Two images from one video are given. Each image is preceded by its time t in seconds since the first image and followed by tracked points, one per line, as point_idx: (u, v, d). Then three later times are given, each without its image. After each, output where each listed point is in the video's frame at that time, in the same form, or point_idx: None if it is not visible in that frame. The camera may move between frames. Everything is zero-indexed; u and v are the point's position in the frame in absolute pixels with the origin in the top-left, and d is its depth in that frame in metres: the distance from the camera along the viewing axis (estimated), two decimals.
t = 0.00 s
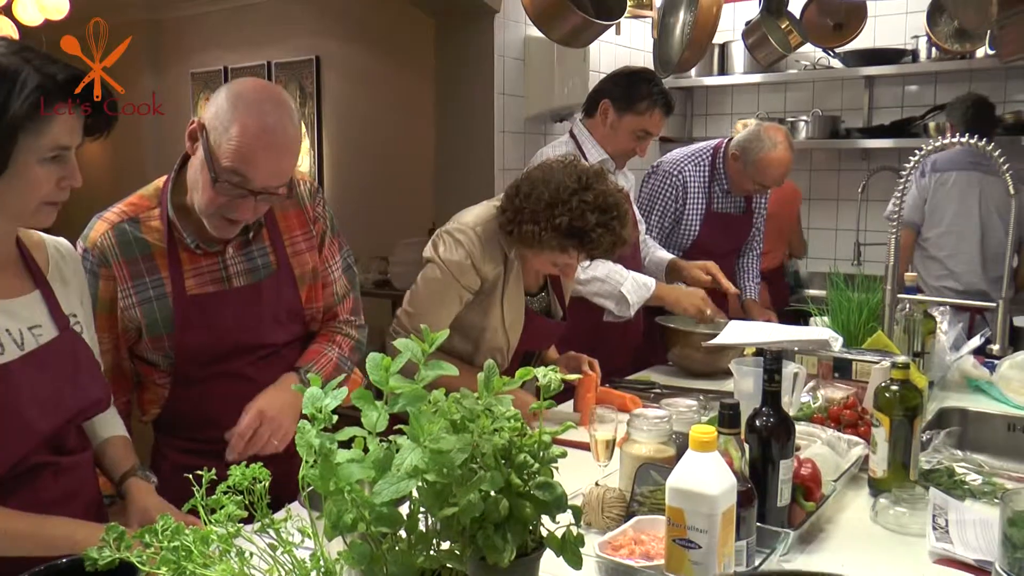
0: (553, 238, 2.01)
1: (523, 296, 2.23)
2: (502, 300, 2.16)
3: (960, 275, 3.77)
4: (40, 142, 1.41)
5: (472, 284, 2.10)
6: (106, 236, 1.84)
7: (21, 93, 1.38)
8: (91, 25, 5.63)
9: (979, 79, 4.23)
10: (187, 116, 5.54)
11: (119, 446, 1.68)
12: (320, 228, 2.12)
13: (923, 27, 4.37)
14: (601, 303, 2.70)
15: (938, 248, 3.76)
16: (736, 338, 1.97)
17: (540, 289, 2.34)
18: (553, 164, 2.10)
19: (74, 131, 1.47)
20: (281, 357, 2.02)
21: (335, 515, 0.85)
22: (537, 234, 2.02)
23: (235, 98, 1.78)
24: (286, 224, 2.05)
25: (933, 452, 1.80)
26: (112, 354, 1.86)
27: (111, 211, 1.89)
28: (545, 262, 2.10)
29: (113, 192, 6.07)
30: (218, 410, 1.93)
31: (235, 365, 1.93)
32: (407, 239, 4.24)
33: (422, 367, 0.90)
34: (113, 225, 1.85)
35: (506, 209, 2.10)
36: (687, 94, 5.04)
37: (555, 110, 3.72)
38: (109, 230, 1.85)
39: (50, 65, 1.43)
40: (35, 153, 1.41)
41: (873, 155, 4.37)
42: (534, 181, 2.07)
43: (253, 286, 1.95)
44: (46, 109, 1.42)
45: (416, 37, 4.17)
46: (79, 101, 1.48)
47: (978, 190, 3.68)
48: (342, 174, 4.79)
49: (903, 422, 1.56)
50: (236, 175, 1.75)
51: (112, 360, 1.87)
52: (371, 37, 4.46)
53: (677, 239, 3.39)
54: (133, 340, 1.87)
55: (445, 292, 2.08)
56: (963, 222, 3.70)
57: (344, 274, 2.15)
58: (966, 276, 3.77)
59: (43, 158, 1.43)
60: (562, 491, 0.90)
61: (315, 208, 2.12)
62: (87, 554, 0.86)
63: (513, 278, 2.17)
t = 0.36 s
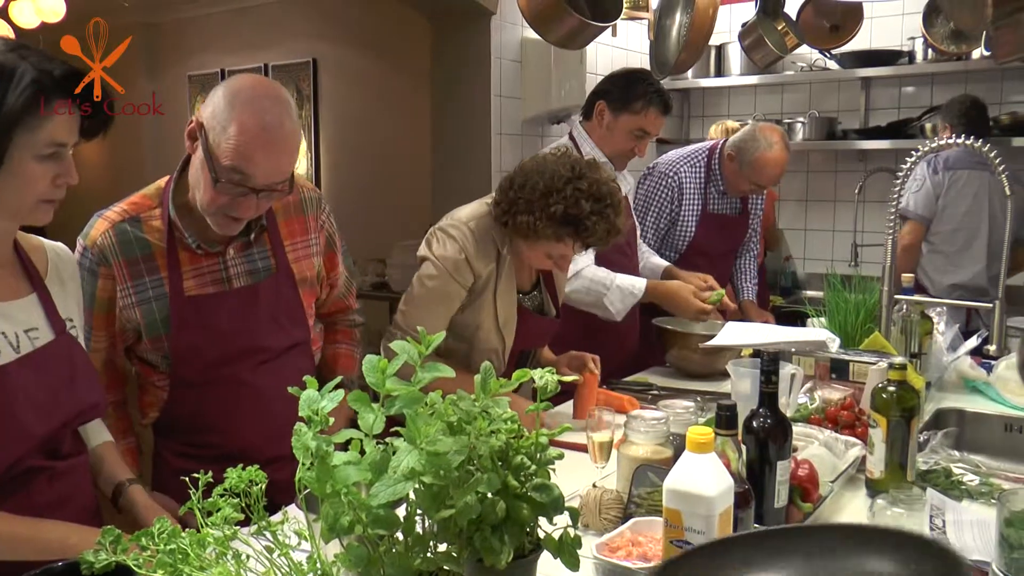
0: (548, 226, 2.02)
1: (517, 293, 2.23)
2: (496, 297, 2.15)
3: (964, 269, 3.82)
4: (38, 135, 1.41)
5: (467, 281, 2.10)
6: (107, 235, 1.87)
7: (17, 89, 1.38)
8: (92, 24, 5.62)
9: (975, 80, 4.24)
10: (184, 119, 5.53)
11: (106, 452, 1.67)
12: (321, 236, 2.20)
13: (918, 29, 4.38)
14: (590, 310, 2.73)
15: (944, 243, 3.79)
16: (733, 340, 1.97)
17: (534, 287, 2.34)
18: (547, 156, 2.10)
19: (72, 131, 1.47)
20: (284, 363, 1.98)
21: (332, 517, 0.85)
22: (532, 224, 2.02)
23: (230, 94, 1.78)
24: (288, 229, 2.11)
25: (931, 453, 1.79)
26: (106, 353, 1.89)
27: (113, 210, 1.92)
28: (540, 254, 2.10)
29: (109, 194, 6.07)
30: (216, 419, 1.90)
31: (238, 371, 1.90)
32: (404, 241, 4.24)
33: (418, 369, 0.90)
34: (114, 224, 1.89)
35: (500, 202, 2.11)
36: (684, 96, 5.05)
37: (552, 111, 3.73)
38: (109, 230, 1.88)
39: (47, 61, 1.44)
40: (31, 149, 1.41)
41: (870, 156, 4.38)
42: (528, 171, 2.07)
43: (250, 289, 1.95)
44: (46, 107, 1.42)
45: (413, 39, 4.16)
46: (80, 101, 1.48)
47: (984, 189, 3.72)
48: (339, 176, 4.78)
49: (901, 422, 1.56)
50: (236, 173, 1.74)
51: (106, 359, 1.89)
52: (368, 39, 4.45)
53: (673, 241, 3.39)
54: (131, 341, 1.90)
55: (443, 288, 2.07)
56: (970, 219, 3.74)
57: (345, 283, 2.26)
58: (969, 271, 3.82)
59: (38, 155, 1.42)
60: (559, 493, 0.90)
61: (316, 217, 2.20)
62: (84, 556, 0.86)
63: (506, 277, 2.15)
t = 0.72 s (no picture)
0: (550, 221, 2.02)
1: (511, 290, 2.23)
2: (489, 297, 2.16)
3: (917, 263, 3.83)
4: (18, 158, 1.41)
5: (461, 279, 2.10)
6: (134, 215, 1.87)
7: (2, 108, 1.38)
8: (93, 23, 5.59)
9: (969, 79, 4.25)
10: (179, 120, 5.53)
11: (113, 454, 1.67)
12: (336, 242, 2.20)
13: (912, 28, 4.39)
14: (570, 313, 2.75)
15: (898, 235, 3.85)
16: (729, 339, 1.97)
17: (527, 285, 2.34)
18: (541, 151, 2.10)
19: (57, 153, 1.47)
20: (294, 364, 1.99)
21: (328, 518, 0.85)
22: (532, 219, 2.02)
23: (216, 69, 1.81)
24: (307, 231, 2.12)
25: (926, 451, 1.80)
26: (118, 335, 1.88)
27: (141, 191, 1.92)
28: (538, 249, 2.11)
29: (104, 195, 6.06)
30: (219, 415, 1.90)
31: (246, 366, 1.91)
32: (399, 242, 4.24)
33: (413, 370, 0.90)
34: (141, 205, 1.89)
35: (497, 199, 2.10)
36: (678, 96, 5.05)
37: (547, 112, 3.73)
38: (137, 210, 1.88)
39: (38, 84, 1.44)
40: (10, 172, 1.41)
41: (865, 155, 4.39)
42: (524, 168, 2.07)
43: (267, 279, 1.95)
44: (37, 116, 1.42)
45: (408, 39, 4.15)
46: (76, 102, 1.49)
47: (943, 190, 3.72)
48: (334, 178, 4.78)
49: (896, 421, 1.56)
50: (228, 138, 1.78)
51: (116, 344, 1.88)
52: (362, 40, 4.45)
53: (668, 242, 3.40)
54: (144, 327, 1.90)
55: (438, 286, 2.06)
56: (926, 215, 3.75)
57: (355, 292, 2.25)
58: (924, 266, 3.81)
59: (19, 178, 1.43)
60: (555, 493, 0.90)
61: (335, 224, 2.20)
62: (80, 559, 0.86)
63: (500, 276, 2.17)
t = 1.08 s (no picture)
0: (544, 219, 2.01)
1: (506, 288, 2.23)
2: (485, 294, 2.16)
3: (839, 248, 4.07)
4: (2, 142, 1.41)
5: (455, 276, 2.10)
6: (113, 230, 1.87)
7: None
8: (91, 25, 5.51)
9: (964, 77, 4.25)
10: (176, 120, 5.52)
11: (112, 441, 1.70)
12: (327, 220, 2.16)
13: (907, 26, 4.40)
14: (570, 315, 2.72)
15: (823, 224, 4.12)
16: (726, 337, 1.97)
17: (522, 284, 2.34)
18: (535, 149, 2.10)
19: (40, 136, 1.47)
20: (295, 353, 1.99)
21: (323, 519, 0.85)
22: (526, 218, 2.02)
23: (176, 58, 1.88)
24: (288, 216, 2.09)
25: (921, 448, 1.80)
26: (116, 353, 1.88)
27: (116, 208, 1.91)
28: (533, 248, 2.10)
29: (100, 195, 6.06)
30: (221, 414, 1.91)
31: (243, 358, 1.91)
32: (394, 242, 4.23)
33: (409, 369, 0.90)
34: (117, 219, 1.89)
35: (491, 198, 2.10)
36: (674, 95, 5.05)
37: (543, 111, 3.72)
38: (114, 224, 1.88)
39: (13, 65, 1.44)
40: None
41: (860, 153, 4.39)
42: (518, 166, 2.06)
43: (254, 270, 1.97)
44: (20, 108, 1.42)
45: (404, 39, 4.12)
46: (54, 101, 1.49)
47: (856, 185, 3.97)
48: (329, 178, 4.78)
49: (892, 419, 1.56)
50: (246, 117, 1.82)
51: (115, 361, 1.88)
52: (358, 40, 4.45)
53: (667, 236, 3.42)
54: (143, 338, 1.89)
55: (430, 283, 2.07)
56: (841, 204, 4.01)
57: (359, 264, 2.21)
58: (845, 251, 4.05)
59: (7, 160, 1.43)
60: (551, 492, 0.90)
61: (319, 202, 2.16)
62: (74, 560, 0.86)
63: (493, 274, 2.16)
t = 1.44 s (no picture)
0: (536, 220, 2.01)
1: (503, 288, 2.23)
2: (484, 294, 2.17)
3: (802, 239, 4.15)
4: (75, 139, 1.40)
5: (458, 276, 2.11)
6: (110, 233, 1.86)
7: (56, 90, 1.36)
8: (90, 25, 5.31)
9: (957, 77, 4.26)
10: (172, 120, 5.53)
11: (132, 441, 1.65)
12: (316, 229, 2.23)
13: (901, 26, 4.41)
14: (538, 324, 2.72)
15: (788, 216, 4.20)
16: (721, 337, 1.97)
17: (519, 283, 2.32)
18: (528, 151, 2.10)
19: (107, 134, 1.47)
20: (293, 356, 2.00)
21: (317, 519, 0.84)
22: (519, 219, 2.02)
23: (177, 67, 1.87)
24: (283, 219, 2.14)
25: (915, 447, 1.81)
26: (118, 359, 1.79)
27: (114, 211, 1.91)
28: (526, 250, 2.11)
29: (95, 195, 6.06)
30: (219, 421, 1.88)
31: (247, 360, 1.89)
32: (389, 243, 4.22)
33: (402, 369, 0.90)
34: (116, 224, 1.87)
35: (485, 198, 2.10)
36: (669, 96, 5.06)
37: (537, 110, 3.73)
38: (111, 228, 1.86)
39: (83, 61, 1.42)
40: (69, 150, 1.40)
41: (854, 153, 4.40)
42: (512, 167, 2.06)
43: (252, 273, 1.96)
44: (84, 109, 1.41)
45: (399, 39, 4.12)
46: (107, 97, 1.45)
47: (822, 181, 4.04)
48: (324, 178, 4.78)
49: (886, 418, 1.57)
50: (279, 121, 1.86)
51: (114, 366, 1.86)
52: (352, 40, 4.45)
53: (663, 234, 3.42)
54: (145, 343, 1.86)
55: (436, 285, 2.08)
56: (805, 196, 4.10)
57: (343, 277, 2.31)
58: (808, 243, 4.12)
59: (75, 158, 1.41)
60: (545, 492, 0.90)
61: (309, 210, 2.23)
62: (68, 561, 0.86)
63: (493, 269, 2.17)
